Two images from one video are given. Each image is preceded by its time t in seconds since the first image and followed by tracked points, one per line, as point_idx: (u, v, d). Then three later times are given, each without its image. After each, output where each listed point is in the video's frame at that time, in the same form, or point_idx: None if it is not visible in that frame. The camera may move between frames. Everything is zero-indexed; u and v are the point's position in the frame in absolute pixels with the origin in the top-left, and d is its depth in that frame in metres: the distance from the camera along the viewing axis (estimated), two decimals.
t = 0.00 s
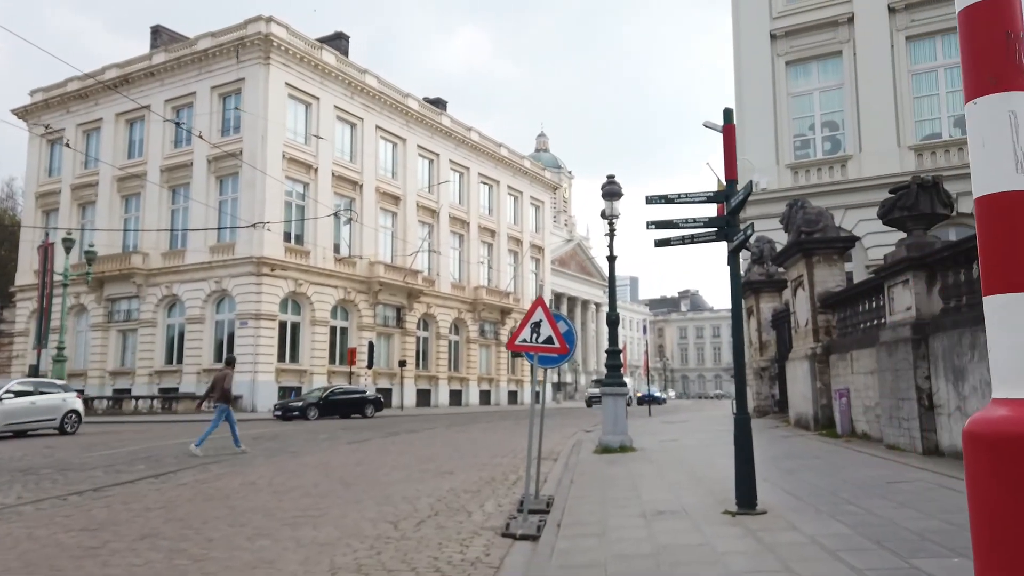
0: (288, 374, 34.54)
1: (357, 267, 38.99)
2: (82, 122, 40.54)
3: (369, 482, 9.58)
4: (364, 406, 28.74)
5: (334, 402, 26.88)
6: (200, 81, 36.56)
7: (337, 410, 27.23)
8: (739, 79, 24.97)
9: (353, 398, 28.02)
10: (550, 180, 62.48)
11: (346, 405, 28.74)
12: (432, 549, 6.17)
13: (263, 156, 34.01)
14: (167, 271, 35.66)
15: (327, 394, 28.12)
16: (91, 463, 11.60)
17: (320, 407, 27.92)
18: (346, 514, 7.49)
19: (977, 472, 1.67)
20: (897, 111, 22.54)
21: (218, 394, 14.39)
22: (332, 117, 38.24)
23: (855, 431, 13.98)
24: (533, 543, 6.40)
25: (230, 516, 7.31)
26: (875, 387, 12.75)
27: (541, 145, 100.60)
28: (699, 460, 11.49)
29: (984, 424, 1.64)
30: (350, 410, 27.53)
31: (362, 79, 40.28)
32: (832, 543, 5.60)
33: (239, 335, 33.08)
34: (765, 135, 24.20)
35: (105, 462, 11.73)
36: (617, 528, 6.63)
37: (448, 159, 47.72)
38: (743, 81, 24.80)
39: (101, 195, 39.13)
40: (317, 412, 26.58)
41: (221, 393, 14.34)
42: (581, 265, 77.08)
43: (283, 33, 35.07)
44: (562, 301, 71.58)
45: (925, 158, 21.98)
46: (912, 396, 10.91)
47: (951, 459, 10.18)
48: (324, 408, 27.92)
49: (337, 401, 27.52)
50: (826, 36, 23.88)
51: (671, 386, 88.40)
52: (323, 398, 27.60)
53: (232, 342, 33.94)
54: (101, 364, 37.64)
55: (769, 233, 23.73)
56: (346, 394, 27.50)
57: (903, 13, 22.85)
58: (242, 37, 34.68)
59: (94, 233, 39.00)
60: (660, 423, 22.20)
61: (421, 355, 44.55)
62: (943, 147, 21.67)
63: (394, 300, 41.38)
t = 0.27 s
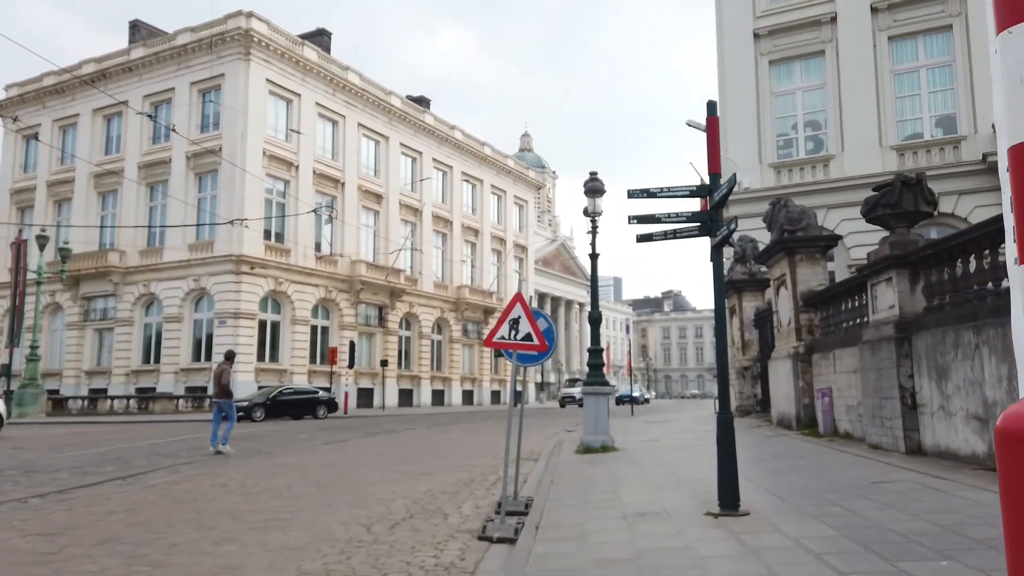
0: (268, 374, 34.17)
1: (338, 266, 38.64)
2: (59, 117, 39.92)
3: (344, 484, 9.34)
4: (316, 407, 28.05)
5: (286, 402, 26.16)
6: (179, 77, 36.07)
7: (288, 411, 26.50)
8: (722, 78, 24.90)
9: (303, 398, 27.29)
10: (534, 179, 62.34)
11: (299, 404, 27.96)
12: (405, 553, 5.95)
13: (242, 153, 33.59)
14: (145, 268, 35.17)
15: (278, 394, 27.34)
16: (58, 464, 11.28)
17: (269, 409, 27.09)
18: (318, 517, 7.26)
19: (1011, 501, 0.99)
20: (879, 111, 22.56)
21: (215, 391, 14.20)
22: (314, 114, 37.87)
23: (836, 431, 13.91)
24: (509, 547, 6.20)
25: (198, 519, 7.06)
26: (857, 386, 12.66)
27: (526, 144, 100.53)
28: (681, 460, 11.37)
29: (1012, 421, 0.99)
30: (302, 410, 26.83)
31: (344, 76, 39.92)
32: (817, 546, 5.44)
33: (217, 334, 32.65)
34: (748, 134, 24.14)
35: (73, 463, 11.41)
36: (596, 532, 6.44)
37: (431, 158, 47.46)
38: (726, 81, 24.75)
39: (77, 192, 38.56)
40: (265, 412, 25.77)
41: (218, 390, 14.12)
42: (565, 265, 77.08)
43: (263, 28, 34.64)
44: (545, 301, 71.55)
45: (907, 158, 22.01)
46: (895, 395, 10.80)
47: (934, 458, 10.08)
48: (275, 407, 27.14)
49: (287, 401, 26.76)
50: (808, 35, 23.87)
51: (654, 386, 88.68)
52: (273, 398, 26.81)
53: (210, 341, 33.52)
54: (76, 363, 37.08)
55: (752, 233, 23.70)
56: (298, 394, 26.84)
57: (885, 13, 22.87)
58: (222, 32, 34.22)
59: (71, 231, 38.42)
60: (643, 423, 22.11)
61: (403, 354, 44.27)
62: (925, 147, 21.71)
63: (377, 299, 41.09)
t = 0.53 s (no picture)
0: (249, 374, 33.73)
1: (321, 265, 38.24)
2: (36, 114, 39.33)
3: (319, 488, 9.07)
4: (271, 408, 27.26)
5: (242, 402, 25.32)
6: (159, 73, 35.56)
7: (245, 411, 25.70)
8: (706, 77, 24.79)
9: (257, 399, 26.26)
10: (520, 178, 62.15)
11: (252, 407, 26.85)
12: (376, 562, 5.69)
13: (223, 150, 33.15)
14: (124, 267, 34.65)
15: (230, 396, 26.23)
16: (24, 468, 10.93)
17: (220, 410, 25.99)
18: (288, 524, 6.98)
19: None
20: (864, 111, 22.51)
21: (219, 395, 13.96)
22: (296, 111, 37.46)
23: (822, 431, 13.78)
24: (486, 555, 5.97)
25: (162, 526, 6.78)
26: (843, 387, 12.53)
27: (512, 144, 100.34)
28: (665, 462, 11.18)
29: None
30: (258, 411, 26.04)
31: (327, 73, 39.54)
32: (804, 552, 5.25)
33: (197, 334, 32.17)
34: (733, 133, 24.03)
35: (39, 467, 11.07)
36: (576, 538, 6.22)
37: (415, 157, 47.14)
38: (711, 80, 24.63)
39: (55, 190, 37.99)
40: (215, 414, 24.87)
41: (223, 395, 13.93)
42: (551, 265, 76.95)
43: (245, 24, 34.21)
44: (531, 301, 71.38)
45: (891, 157, 21.95)
46: (881, 396, 10.66)
47: (921, 460, 9.94)
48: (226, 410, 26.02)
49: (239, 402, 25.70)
50: (793, 34, 23.81)
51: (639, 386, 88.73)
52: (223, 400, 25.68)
53: (190, 341, 33.04)
54: (54, 364, 36.48)
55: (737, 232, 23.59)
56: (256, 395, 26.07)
57: (869, 12, 22.84)
58: (202, 27, 33.75)
59: (48, 229, 37.83)
60: (628, 423, 21.95)
61: (387, 354, 43.92)
62: (910, 146, 21.67)
63: (360, 298, 40.72)
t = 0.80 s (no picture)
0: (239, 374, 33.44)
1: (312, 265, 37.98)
2: (24, 111, 38.96)
3: (304, 492, 8.86)
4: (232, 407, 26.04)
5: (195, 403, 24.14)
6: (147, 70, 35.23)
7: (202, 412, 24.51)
8: (699, 76, 24.65)
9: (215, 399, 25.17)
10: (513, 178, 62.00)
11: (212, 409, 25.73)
12: (358, 570, 5.51)
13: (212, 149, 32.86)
14: (112, 266, 34.31)
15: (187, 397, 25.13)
16: (3, 471, 10.69)
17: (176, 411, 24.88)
18: (269, 530, 6.79)
19: None
20: (856, 110, 22.43)
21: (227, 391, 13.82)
22: (287, 109, 37.19)
23: (815, 432, 13.65)
24: (471, 562, 5.79)
25: (138, 533, 6.57)
26: (836, 387, 12.41)
27: (504, 144, 100.16)
28: (657, 464, 11.02)
29: None
30: (219, 411, 24.95)
31: (318, 71, 39.28)
32: (799, 560, 5.09)
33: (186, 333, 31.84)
34: (726, 132, 23.90)
35: (19, 470, 10.84)
36: (565, 544, 6.05)
37: (407, 155, 46.93)
38: (703, 79, 24.50)
39: (43, 188, 37.62)
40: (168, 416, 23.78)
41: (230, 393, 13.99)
42: (544, 265, 76.82)
43: (235, 22, 33.90)
44: (524, 301, 71.22)
45: (884, 157, 21.89)
46: (875, 397, 10.53)
47: (916, 462, 9.81)
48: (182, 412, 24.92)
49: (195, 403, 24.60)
50: (786, 33, 23.70)
51: (632, 386, 88.70)
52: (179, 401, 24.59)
53: (179, 341, 32.72)
54: (41, 364, 36.08)
55: (730, 232, 23.48)
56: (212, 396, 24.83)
57: (862, 11, 22.76)
58: (191, 24, 33.42)
59: (36, 227, 37.46)
60: (619, 425, 21.81)
61: (379, 354, 43.69)
62: (902, 146, 21.62)
63: (351, 298, 40.47)
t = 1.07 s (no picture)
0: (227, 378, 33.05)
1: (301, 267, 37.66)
2: (10, 112, 38.60)
3: (286, 497, 8.60)
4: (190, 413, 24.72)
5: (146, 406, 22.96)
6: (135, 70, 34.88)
7: (154, 415, 23.32)
8: (691, 76, 24.50)
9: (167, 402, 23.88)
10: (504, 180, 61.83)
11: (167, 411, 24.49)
12: None
13: (201, 149, 32.54)
14: (98, 268, 33.92)
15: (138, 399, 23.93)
16: None
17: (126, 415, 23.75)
18: (246, 537, 6.53)
19: None
20: (849, 111, 22.33)
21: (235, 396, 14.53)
22: (276, 110, 36.91)
23: (808, 436, 13.47)
24: (455, 570, 5.55)
25: (108, 540, 6.29)
26: (830, 390, 12.23)
27: (496, 147, 100.08)
28: (649, 468, 10.80)
29: None
30: (172, 415, 23.71)
31: (308, 72, 39.01)
32: (796, 568, 4.88)
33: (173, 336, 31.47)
34: (718, 133, 23.75)
35: None
36: (553, 551, 5.82)
37: (398, 157, 46.68)
38: (695, 80, 24.36)
39: (28, 189, 37.23)
40: (114, 420, 22.68)
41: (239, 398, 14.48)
42: (535, 268, 76.64)
43: (224, 21, 33.59)
44: (515, 304, 71.00)
45: (876, 159, 21.81)
46: (870, 399, 10.34)
47: (911, 466, 9.63)
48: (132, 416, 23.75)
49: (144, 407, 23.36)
50: (778, 34, 23.59)
51: (623, 390, 88.58)
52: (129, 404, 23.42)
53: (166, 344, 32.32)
54: (26, 367, 35.63)
55: (722, 234, 23.33)
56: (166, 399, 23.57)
57: (854, 13, 22.68)
58: (180, 24, 33.08)
59: (21, 228, 37.06)
60: (610, 428, 21.62)
61: (369, 357, 43.38)
62: (895, 147, 21.53)
63: (341, 301, 40.17)
